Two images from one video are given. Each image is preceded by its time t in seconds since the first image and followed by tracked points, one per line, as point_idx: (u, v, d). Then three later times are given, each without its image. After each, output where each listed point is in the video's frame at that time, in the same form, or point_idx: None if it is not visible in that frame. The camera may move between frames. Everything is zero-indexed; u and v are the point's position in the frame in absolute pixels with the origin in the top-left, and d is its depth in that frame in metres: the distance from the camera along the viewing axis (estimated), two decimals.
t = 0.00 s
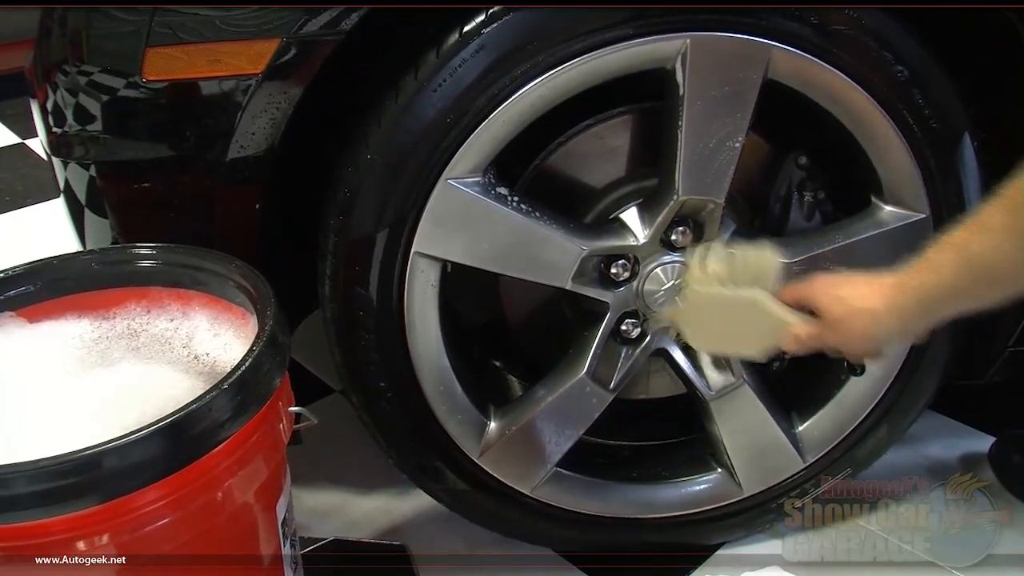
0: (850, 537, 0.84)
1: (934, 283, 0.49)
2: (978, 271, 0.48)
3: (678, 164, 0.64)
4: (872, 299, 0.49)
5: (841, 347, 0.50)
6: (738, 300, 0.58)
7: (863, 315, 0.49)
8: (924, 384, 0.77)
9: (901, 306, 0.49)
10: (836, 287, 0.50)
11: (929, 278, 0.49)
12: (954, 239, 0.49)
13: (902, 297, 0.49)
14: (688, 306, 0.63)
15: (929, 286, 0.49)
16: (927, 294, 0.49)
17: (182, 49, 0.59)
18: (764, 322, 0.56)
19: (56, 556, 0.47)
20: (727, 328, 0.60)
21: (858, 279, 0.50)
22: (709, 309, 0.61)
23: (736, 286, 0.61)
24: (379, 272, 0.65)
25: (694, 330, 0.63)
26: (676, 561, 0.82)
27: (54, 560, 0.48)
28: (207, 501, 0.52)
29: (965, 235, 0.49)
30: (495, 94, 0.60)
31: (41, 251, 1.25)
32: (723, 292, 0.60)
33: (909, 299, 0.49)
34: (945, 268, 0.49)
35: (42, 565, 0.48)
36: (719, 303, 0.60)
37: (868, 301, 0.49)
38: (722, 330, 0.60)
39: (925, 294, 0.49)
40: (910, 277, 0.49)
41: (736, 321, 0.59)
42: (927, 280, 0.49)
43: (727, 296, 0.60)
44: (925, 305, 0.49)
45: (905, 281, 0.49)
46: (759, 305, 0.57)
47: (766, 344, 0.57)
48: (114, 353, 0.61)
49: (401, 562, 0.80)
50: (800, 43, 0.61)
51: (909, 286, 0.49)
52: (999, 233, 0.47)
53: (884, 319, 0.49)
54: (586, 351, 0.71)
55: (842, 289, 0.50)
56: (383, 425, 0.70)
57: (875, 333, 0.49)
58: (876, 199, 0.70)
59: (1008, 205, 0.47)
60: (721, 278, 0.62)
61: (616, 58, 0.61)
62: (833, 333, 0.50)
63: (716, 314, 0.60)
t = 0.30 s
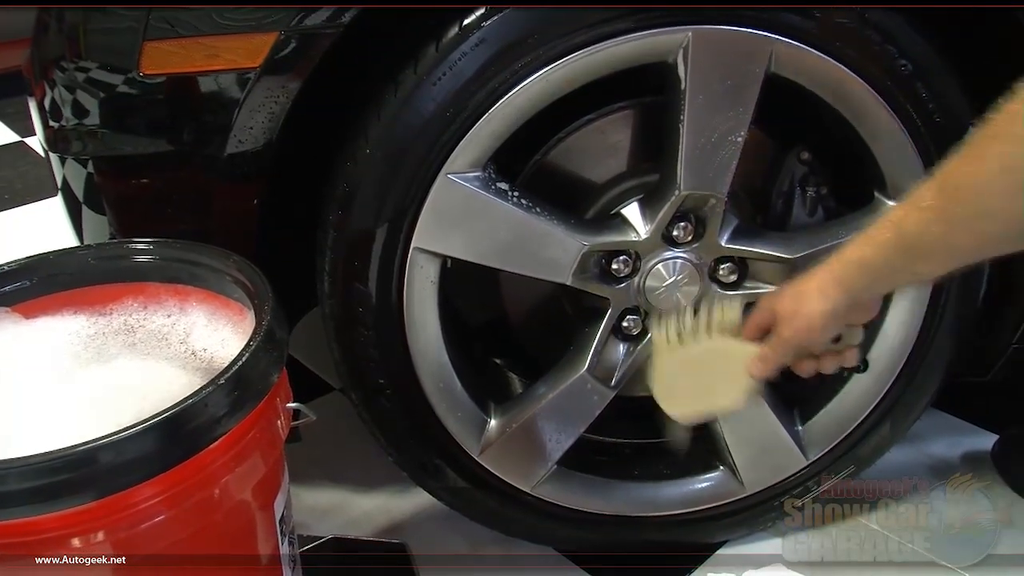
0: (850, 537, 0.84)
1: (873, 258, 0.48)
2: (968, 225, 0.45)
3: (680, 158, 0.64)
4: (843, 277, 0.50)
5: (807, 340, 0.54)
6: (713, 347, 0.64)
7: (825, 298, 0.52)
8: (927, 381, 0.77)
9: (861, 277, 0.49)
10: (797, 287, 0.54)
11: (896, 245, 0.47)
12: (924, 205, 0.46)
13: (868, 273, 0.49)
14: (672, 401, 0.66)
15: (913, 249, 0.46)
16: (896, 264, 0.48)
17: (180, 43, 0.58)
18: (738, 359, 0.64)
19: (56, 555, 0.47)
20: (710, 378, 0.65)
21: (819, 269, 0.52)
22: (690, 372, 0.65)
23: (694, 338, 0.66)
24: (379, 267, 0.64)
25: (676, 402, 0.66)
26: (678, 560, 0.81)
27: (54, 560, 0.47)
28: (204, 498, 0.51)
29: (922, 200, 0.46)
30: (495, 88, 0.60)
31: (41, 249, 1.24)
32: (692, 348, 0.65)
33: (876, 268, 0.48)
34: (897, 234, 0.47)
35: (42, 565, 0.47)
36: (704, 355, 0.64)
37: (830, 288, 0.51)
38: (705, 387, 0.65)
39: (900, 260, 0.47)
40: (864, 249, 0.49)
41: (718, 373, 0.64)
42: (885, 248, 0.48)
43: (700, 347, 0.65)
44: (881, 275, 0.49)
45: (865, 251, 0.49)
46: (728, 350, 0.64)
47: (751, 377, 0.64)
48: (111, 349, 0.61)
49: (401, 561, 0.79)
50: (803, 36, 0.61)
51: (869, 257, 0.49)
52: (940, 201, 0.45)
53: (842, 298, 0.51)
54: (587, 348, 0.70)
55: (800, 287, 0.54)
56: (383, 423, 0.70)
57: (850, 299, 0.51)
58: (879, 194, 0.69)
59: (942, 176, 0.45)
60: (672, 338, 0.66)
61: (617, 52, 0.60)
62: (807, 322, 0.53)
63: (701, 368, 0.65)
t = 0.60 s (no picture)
0: (851, 537, 0.83)
1: (892, 229, 0.47)
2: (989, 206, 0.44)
3: (681, 155, 0.63)
4: (848, 252, 0.49)
5: (799, 312, 0.54)
6: (707, 307, 0.60)
7: (832, 275, 0.50)
8: (929, 380, 0.76)
9: (874, 250, 0.48)
10: (772, 258, 0.54)
11: (916, 222, 0.46)
12: (952, 176, 0.44)
13: (876, 248, 0.48)
14: (670, 353, 0.62)
15: (931, 224, 0.46)
16: (921, 237, 0.47)
17: (176, 38, 0.58)
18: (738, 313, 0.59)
19: (57, 555, 0.47)
20: (705, 334, 0.61)
21: (820, 239, 0.51)
22: (682, 324, 0.60)
23: (689, 288, 0.62)
24: (377, 265, 0.63)
25: (664, 350, 0.62)
26: (678, 560, 0.81)
27: (54, 561, 0.47)
28: (199, 497, 0.51)
29: (940, 174, 0.45)
30: (494, 84, 0.59)
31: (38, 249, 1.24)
32: (689, 308, 0.61)
33: (893, 244, 0.48)
34: (929, 202, 0.45)
35: (42, 565, 0.47)
36: (695, 315, 0.60)
37: (818, 265, 0.50)
38: (700, 340, 0.61)
39: (919, 234, 0.47)
40: (874, 224, 0.48)
41: (713, 330, 0.60)
42: (910, 226, 0.47)
43: (694, 309, 0.60)
44: (903, 250, 0.48)
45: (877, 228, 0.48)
46: (727, 307, 0.59)
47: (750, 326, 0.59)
48: (106, 347, 0.60)
49: (400, 561, 0.79)
50: (805, 32, 0.60)
51: (884, 231, 0.48)
52: (973, 176, 0.43)
53: (852, 272, 0.49)
54: (587, 347, 0.70)
55: (795, 254, 0.52)
56: (381, 422, 0.69)
57: (857, 279, 0.50)
58: (882, 191, 0.69)
59: (986, 137, 0.43)
60: (671, 292, 0.62)
61: (617, 48, 0.60)
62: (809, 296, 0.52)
63: (690, 325, 0.60)
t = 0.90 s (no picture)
0: (850, 537, 0.82)
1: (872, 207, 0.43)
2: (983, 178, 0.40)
3: (680, 151, 0.63)
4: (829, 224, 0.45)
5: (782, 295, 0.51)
6: (703, 300, 0.61)
7: (809, 253, 0.46)
8: (931, 378, 0.75)
9: (847, 236, 0.45)
10: (757, 236, 0.50)
11: (896, 202, 0.42)
12: (931, 153, 0.40)
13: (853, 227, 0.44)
14: (663, 348, 0.64)
15: (911, 199, 0.42)
16: (900, 214, 0.43)
17: (171, 32, 0.57)
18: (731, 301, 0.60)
19: (58, 555, 0.46)
20: (703, 328, 0.62)
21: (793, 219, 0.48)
22: (681, 318, 0.62)
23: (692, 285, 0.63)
24: (374, 261, 0.63)
25: (675, 355, 0.65)
26: (677, 559, 0.80)
27: (53, 560, 0.46)
28: (193, 496, 0.50)
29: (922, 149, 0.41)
30: (492, 78, 0.58)
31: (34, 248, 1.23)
32: (680, 303, 0.62)
33: (870, 221, 0.44)
34: (907, 179, 0.41)
35: (42, 565, 0.46)
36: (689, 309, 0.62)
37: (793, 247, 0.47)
38: (699, 332, 0.63)
39: (897, 213, 0.43)
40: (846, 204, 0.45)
41: (706, 323, 0.62)
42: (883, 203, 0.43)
43: (689, 303, 0.62)
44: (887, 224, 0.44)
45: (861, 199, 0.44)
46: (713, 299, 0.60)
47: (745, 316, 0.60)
48: (101, 344, 0.59)
49: (398, 561, 0.78)
50: (806, 27, 0.60)
51: (864, 206, 0.44)
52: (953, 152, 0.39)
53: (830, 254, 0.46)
54: (586, 344, 0.69)
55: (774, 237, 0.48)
56: (378, 420, 0.68)
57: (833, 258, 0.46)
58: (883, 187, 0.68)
59: (971, 109, 0.39)
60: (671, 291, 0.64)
61: (616, 42, 0.59)
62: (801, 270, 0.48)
63: (689, 319, 0.62)
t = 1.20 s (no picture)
0: (850, 537, 0.82)
1: (896, 239, 0.45)
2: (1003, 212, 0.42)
3: (677, 147, 0.63)
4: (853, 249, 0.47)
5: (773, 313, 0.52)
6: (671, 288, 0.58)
7: (823, 278, 0.48)
8: (929, 375, 0.75)
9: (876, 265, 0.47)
10: (764, 251, 0.51)
11: (918, 237, 0.45)
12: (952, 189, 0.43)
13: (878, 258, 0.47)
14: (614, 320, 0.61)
15: (929, 233, 0.44)
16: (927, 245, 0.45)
17: (165, 28, 0.57)
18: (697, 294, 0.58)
19: (58, 555, 0.46)
20: (663, 320, 0.60)
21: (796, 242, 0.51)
22: (646, 300, 0.60)
23: (657, 275, 0.60)
24: (369, 258, 0.62)
25: (624, 336, 0.62)
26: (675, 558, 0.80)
27: (54, 561, 0.46)
28: (186, 494, 0.50)
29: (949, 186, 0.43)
30: (488, 73, 0.58)
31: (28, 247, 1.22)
32: (650, 284, 0.60)
33: (888, 251, 0.46)
34: (927, 209, 0.44)
35: (42, 565, 0.46)
36: (653, 297, 0.59)
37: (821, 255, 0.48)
38: (654, 322, 0.60)
39: (914, 246, 0.45)
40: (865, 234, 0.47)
41: (670, 312, 0.59)
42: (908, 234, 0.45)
43: (657, 287, 0.59)
44: (902, 259, 0.46)
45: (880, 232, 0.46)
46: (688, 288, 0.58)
47: (710, 318, 0.58)
48: (94, 342, 0.59)
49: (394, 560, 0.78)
50: (805, 22, 0.59)
51: (882, 237, 0.46)
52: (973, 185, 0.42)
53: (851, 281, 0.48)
54: (582, 341, 0.69)
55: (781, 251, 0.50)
56: (373, 418, 0.68)
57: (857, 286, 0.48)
58: (881, 183, 0.68)
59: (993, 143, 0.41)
60: (641, 274, 0.61)
61: (613, 37, 0.59)
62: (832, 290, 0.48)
63: (651, 304, 0.60)
